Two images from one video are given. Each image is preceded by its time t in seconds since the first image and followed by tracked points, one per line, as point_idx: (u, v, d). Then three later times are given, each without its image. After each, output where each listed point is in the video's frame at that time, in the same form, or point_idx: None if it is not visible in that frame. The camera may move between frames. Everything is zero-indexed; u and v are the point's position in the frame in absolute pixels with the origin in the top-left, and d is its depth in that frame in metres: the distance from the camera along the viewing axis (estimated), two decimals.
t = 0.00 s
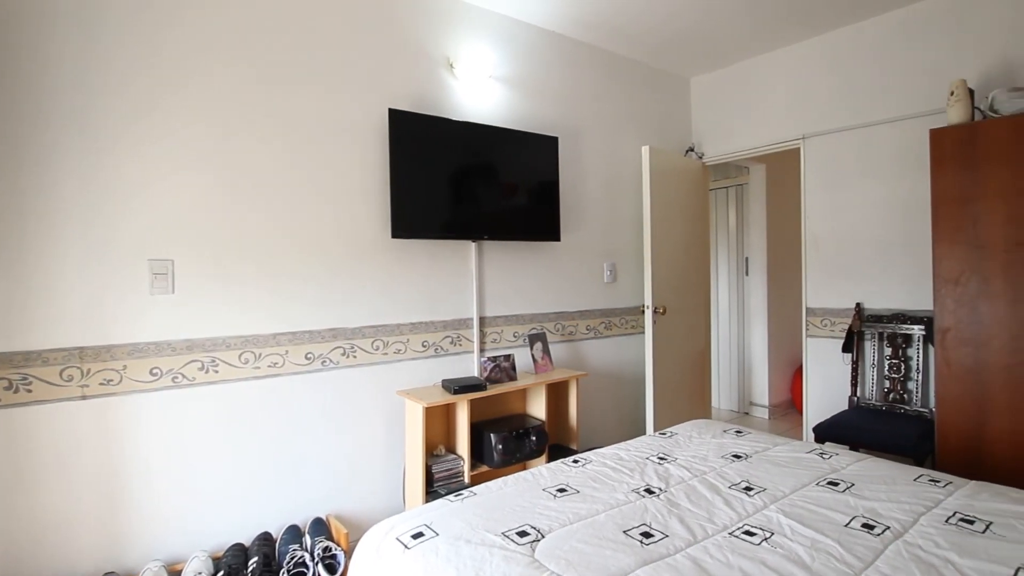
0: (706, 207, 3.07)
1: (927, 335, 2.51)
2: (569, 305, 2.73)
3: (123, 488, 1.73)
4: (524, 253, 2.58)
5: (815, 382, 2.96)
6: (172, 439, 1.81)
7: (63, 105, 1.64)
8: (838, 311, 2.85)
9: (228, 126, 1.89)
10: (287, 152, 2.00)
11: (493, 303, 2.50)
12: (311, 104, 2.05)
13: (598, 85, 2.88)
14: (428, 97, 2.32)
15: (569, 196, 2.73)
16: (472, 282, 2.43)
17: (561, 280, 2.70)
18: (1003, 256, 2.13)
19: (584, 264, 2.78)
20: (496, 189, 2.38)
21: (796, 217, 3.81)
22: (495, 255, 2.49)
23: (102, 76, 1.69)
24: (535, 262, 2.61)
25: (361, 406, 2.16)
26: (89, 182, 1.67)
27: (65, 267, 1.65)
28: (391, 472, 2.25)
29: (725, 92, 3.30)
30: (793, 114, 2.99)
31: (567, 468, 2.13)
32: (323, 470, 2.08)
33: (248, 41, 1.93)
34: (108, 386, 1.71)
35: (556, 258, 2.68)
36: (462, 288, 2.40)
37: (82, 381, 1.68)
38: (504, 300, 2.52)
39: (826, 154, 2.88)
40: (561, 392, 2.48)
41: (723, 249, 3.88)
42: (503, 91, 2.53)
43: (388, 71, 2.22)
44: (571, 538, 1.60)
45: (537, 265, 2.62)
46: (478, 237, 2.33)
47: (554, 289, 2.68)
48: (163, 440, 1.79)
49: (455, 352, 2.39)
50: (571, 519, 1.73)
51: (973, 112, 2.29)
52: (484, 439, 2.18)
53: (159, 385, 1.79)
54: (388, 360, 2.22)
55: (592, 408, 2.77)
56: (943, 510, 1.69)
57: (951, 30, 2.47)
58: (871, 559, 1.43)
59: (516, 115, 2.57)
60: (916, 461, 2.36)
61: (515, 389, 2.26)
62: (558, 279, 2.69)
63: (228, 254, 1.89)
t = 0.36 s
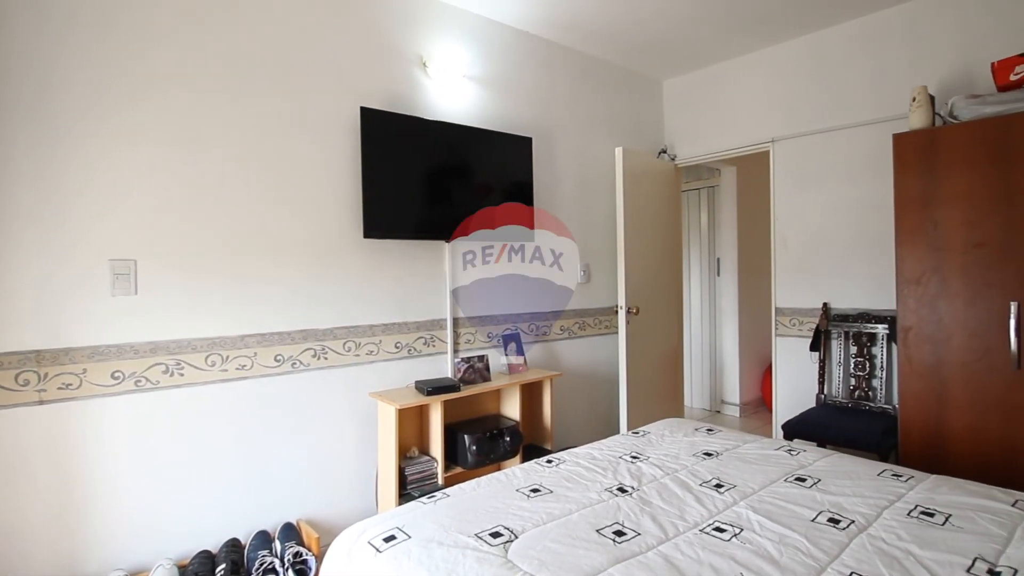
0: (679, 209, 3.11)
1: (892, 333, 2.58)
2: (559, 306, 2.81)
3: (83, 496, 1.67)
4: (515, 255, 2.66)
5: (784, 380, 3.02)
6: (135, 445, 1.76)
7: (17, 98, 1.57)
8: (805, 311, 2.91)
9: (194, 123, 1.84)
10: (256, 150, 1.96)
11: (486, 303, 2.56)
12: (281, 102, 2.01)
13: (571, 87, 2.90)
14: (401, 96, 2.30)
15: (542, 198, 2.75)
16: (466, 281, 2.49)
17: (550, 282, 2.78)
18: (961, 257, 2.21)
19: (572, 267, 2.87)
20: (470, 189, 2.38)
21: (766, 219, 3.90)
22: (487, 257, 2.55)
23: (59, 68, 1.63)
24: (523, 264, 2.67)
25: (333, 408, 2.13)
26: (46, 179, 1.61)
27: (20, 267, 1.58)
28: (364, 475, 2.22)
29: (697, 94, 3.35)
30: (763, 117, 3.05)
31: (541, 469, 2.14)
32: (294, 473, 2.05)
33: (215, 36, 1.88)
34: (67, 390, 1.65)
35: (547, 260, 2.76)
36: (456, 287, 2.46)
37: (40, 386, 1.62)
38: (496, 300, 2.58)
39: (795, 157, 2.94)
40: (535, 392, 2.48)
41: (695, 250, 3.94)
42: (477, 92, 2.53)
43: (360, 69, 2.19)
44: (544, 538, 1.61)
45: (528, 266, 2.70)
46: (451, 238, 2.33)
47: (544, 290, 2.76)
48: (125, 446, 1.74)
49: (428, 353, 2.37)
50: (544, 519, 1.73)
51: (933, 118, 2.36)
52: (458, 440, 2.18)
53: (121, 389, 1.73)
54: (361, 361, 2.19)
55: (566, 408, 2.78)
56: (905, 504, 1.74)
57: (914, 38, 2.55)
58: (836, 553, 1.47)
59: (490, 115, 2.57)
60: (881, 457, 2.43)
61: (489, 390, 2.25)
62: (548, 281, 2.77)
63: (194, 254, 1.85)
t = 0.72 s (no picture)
0: (653, 210, 3.15)
1: (856, 332, 2.66)
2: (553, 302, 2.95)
3: (40, 505, 1.61)
4: (516, 255, 2.79)
5: (754, 379, 3.08)
6: (96, 451, 1.70)
7: None
8: (774, 311, 2.98)
9: (159, 119, 1.79)
10: (224, 148, 1.92)
11: (485, 302, 2.67)
12: (250, 99, 1.98)
13: (546, 88, 2.92)
14: (374, 94, 2.28)
15: (516, 198, 2.76)
16: (467, 281, 2.60)
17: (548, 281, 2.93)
18: (923, 258, 2.28)
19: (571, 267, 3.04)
20: (444, 189, 2.37)
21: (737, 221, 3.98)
22: (488, 257, 2.67)
23: (14, 60, 1.56)
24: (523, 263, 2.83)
25: (304, 411, 2.10)
26: None
27: None
28: (336, 478, 2.20)
29: (670, 97, 3.39)
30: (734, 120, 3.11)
31: (515, 469, 2.14)
32: (263, 478, 2.01)
33: (181, 30, 1.83)
34: (23, 396, 1.59)
35: (547, 260, 2.93)
36: (456, 287, 2.56)
37: None
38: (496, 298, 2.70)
39: (764, 160, 3.01)
40: (510, 393, 2.49)
41: (667, 251, 3.99)
42: (451, 91, 2.52)
43: (332, 67, 2.17)
44: (517, 539, 1.61)
45: (527, 266, 2.84)
46: (425, 238, 2.32)
47: (541, 288, 2.90)
48: (85, 453, 1.68)
49: (402, 354, 2.36)
50: (517, 520, 1.73)
51: (896, 123, 2.43)
52: (432, 441, 2.17)
53: (81, 394, 1.68)
54: (332, 363, 2.17)
55: (540, 408, 2.80)
56: (869, 498, 1.79)
57: (878, 45, 2.62)
58: (803, 548, 1.50)
59: (464, 115, 2.57)
60: (846, 452, 2.49)
61: (463, 391, 2.25)
62: (544, 279, 2.91)
63: (159, 254, 1.80)
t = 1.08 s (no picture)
0: (627, 211, 3.18)
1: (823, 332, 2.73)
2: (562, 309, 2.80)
3: None
4: (516, 255, 2.57)
5: (725, 378, 3.14)
6: (54, 459, 1.64)
7: None
8: (744, 311, 3.04)
9: (122, 115, 1.74)
10: (191, 145, 1.88)
11: (485, 305, 2.57)
12: (219, 95, 1.93)
13: (520, 89, 2.93)
14: (346, 93, 2.26)
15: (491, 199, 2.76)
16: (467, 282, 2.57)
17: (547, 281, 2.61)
18: (886, 259, 2.35)
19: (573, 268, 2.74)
20: (418, 189, 2.36)
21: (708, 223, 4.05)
22: (488, 257, 2.54)
23: None
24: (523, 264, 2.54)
25: (274, 415, 2.07)
26: None
27: None
28: (307, 482, 2.17)
29: (644, 99, 3.43)
30: (705, 124, 3.16)
31: (489, 470, 2.14)
32: (232, 483, 1.97)
33: (146, 24, 1.78)
34: None
35: (547, 260, 2.66)
36: (456, 287, 2.60)
37: None
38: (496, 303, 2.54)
39: (733, 162, 3.06)
40: (484, 394, 2.49)
41: (640, 252, 4.04)
42: (426, 91, 2.51)
43: (303, 64, 2.14)
44: (491, 540, 1.60)
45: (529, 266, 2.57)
46: (398, 238, 2.30)
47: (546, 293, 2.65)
48: (42, 461, 1.62)
49: (374, 355, 2.34)
50: (491, 521, 1.73)
51: (861, 128, 2.50)
52: (405, 444, 2.15)
53: (38, 400, 1.61)
54: (303, 365, 2.14)
55: (514, 408, 2.80)
56: (835, 493, 1.84)
57: (843, 52, 2.70)
58: (771, 543, 1.53)
59: (439, 115, 2.56)
60: (813, 449, 2.55)
61: (436, 392, 2.24)
62: (549, 280, 2.63)
63: (122, 254, 1.75)
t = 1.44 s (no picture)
0: (601, 212, 3.21)
1: (791, 331, 2.79)
2: (563, 308, 2.74)
3: None
4: (516, 255, 2.48)
5: (697, 377, 3.19)
6: (7, 467, 1.57)
7: None
8: (715, 311, 3.09)
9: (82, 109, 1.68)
10: (155, 142, 1.82)
11: (485, 305, 2.49)
12: (185, 91, 1.88)
13: (494, 90, 2.93)
14: (318, 91, 2.22)
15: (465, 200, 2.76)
16: (466, 281, 2.53)
17: (549, 282, 2.54)
18: (851, 260, 2.41)
19: (573, 267, 2.71)
20: (392, 189, 2.34)
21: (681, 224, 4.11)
22: (488, 257, 2.52)
23: None
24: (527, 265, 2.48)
25: (242, 419, 2.02)
26: None
27: None
28: (276, 487, 2.13)
29: (618, 101, 3.46)
30: (677, 126, 3.21)
31: (463, 472, 2.13)
32: (199, 489, 1.93)
33: (108, 16, 1.73)
34: None
35: (548, 260, 2.59)
36: (456, 286, 2.58)
37: None
38: (495, 303, 2.45)
39: (705, 164, 3.11)
40: (459, 395, 2.48)
41: (613, 253, 4.07)
42: (399, 90, 2.49)
43: (273, 61, 2.10)
44: (464, 541, 1.60)
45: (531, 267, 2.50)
46: (371, 238, 2.27)
47: (545, 292, 2.57)
48: None
49: (347, 357, 2.31)
50: (464, 523, 1.72)
51: (828, 132, 2.56)
52: (378, 446, 2.13)
53: None
54: (273, 368, 2.10)
55: (489, 409, 2.80)
56: (802, 488, 1.88)
57: (811, 58, 2.76)
58: (740, 539, 1.55)
59: (413, 114, 2.54)
60: (782, 446, 2.61)
61: (410, 394, 2.22)
62: (549, 280, 2.55)
63: (81, 254, 1.69)
